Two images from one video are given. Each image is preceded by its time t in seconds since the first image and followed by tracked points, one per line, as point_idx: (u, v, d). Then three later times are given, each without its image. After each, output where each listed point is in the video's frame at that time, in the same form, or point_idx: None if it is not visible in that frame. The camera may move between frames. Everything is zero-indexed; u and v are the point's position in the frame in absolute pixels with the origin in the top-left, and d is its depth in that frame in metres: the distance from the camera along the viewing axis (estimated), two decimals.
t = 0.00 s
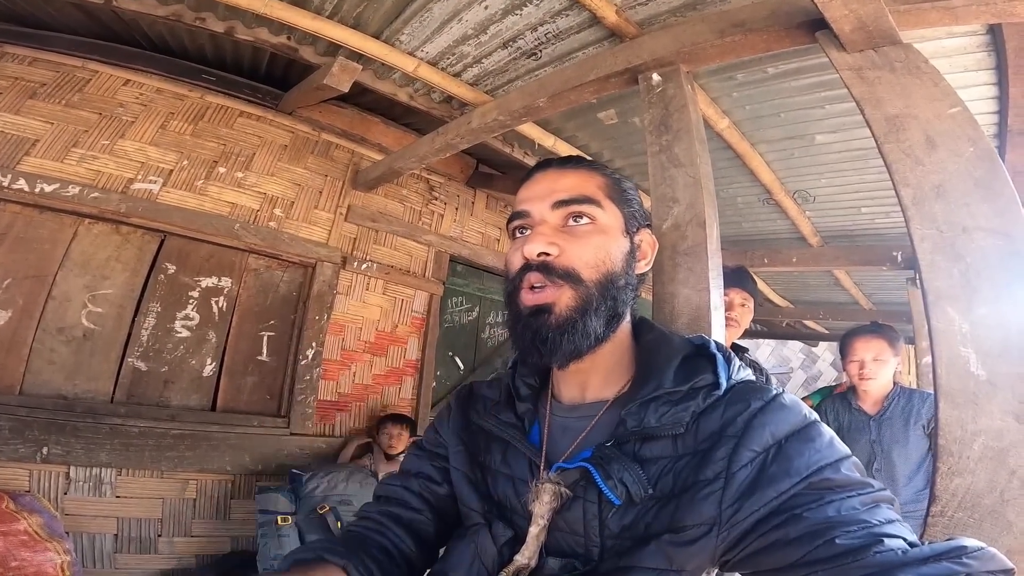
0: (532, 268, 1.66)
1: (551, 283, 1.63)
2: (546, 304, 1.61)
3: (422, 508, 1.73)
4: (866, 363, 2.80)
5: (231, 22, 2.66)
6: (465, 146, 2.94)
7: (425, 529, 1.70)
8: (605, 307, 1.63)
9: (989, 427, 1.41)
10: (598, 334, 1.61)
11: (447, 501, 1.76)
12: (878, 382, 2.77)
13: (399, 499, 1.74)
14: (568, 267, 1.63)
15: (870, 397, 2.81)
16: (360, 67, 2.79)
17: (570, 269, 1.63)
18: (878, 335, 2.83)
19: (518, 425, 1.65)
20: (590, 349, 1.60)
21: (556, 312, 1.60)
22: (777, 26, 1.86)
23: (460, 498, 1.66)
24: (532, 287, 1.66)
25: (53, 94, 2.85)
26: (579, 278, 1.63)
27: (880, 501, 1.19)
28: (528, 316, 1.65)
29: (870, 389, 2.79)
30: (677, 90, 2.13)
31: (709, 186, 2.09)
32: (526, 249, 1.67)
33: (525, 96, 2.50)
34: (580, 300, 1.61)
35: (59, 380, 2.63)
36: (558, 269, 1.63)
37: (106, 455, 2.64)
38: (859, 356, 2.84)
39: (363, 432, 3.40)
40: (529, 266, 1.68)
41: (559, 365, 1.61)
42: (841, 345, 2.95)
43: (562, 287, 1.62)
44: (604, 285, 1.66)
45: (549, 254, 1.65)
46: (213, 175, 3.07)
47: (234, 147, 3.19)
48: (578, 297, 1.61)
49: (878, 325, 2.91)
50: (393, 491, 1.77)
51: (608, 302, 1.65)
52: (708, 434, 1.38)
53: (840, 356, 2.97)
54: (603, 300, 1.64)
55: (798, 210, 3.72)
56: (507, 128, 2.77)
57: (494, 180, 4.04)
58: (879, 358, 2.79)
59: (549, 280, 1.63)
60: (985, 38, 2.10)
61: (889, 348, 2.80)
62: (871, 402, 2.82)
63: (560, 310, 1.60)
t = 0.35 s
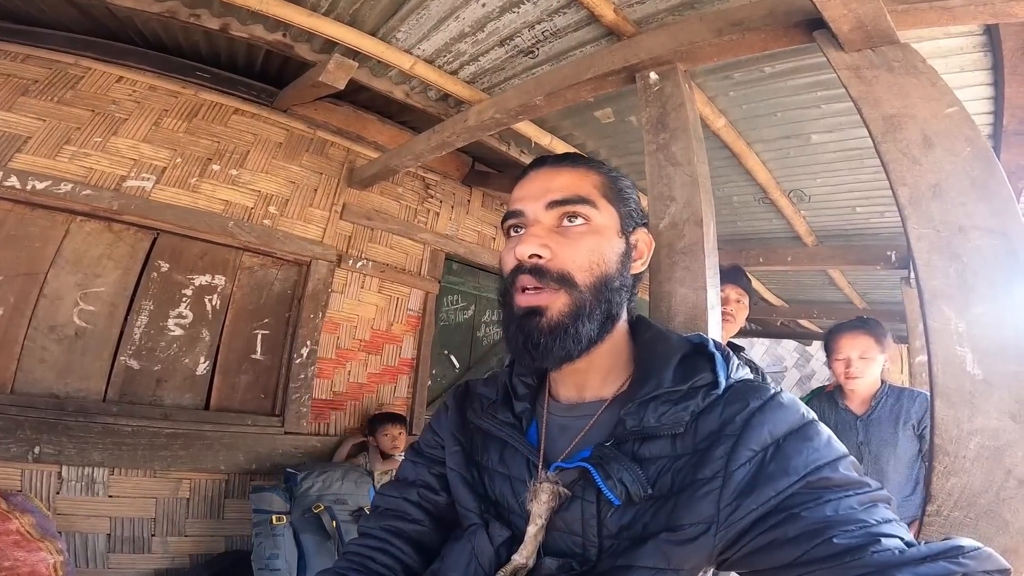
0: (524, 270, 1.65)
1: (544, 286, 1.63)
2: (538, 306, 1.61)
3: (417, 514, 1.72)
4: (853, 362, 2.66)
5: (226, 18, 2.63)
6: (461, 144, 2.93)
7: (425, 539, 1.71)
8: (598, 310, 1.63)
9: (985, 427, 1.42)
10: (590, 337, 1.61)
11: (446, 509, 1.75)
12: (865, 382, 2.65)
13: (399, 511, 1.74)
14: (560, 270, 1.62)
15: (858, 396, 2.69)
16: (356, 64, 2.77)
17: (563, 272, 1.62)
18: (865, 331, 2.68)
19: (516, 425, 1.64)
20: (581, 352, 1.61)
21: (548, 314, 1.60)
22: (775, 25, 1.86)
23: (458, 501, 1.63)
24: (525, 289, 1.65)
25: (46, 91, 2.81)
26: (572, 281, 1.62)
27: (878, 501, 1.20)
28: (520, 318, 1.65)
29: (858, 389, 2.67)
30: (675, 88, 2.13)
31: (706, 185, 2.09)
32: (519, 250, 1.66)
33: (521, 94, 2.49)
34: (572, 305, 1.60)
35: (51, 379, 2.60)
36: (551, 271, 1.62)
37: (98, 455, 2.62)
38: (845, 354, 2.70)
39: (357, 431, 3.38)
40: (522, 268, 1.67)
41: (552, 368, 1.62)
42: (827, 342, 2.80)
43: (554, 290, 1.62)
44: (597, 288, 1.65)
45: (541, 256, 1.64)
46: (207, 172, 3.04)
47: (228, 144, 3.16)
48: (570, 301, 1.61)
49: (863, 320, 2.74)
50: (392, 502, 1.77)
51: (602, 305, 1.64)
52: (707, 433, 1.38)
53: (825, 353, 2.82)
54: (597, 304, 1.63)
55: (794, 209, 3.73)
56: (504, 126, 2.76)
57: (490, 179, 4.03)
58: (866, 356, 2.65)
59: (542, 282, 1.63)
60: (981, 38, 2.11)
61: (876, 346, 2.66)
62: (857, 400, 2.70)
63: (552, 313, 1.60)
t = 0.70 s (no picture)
0: (530, 269, 1.65)
1: (551, 285, 1.63)
2: (546, 306, 1.61)
3: (412, 512, 1.72)
4: (838, 365, 2.57)
5: (234, 14, 2.63)
6: (465, 144, 2.93)
7: (421, 537, 1.71)
8: (604, 310, 1.63)
9: (984, 432, 1.42)
10: (596, 336, 1.61)
11: (443, 509, 1.75)
12: (851, 386, 2.57)
13: (396, 510, 1.74)
14: (566, 269, 1.62)
15: (843, 399, 2.61)
16: (362, 62, 2.77)
17: (569, 271, 1.62)
18: (850, 333, 2.57)
19: (515, 422, 1.63)
20: (587, 352, 1.61)
21: (555, 313, 1.60)
22: (783, 30, 1.86)
23: (454, 498, 1.62)
24: (531, 288, 1.65)
25: (52, 84, 2.81)
26: (578, 280, 1.62)
27: (877, 503, 1.20)
28: (526, 317, 1.65)
29: (843, 393, 2.59)
30: (680, 91, 2.14)
31: (710, 188, 2.09)
32: (525, 249, 1.66)
33: (527, 95, 2.49)
34: (579, 304, 1.60)
35: (48, 371, 2.59)
36: (557, 270, 1.62)
37: (92, 448, 2.60)
38: (828, 357, 2.60)
39: (353, 429, 3.37)
40: (527, 266, 1.67)
41: (557, 366, 1.62)
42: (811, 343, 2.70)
43: (561, 288, 1.62)
44: (602, 286, 1.65)
45: (547, 254, 1.64)
46: (210, 167, 3.04)
47: (232, 140, 3.16)
48: (576, 300, 1.61)
49: (849, 320, 2.63)
50: (388, 501, 1.76)
51: (607, 305, 1.64)
52: (707, 433, 1.38)
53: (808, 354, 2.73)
54: (602, 303, 1.63)
55: (795, 215, 3.74)
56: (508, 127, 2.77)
57: (492, 179, 4.03)
58: (850, 359, 2.56)
59: (549, 282, 1.63)
60: (988, 45, 2.11)
61: (859, 347, 2.57)
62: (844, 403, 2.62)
63: (559, 312, 1.60)
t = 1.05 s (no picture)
0: (533, 272, 1.65)
1: (554, 289, 1.62)
2: (549, 309, 1.60)
3: (414, 513, 1.72)
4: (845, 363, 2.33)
5: (234, 17, 2.63)
6: (467, 144, 2.92)
7: (422, 538, 1.71)
8: (607, 312, 1.63)
9: (989, 434, 1.41)
10: (599, 337, 1.61)
11: (444, 509, 1.75)
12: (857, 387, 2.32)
13: (396, 510, 1.74)
14: (568, 270, 1.62)
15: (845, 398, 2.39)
16: (363, 63, 2.77)
17: (571, 273, 1.62)
18: (858, 327, 2.36)
19: (515, 422, 1.63)
20: (590, 353, 1.60)
21: (558, 315, 1.60)
22: (784, 28, 1.84)
23: (454, 499, 1.63)
24: (534, 291, 1.65)
25: (56, 88, 2.82)
26: (580, 282, 1.62)
27: (880, 505, 1.19)
28: (528, 319, 1.64)
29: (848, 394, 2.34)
30: (681, 90, 2.12)
31: (713, 187, 2.07)
32: (526, 252, 1.65)
33: (528, 94, 2.48)
34: (582, 306, 1.60)
35: (55, 374, 2.62)
36: (560, 273, 1.62)
37: (101, 450, 2.63)
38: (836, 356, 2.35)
39: (359, 429, 3.38)
40: (529, 269, 1.67)
41: (559, 368, 1.61)
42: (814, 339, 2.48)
43: (563, 290, 1.62)
44: (605, 288, 1.64)
45: (549, 257, 1.63)
46: (213, 169, 3.05)
47: (235, 142, 3.17)
48: (579, 301, 1.60)
49: (858, 314, 2.41)
50: (390, 502, 1.76)
51: (610, 307, 1.64)
52: (708, 435, 1.37)
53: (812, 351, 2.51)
54: (605, 304, 1.63)
55: (800, 212, 3.71)
56: (509, 127, 2.76)
57: (495, 178, 4.02)
58: (859, 357, 2.31)
59: (552, 285, 1.62)
60: (993, 41, 2.09)
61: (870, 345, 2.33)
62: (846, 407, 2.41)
63: (562, 314, 1.59)
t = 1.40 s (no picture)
0: (532, 269, 1.65)
1: (552, 284, 1.62)
2: (548, 304, 1.60)
3: (414, 512, 1.72)
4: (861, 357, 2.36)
5: (233, 15, 2.63)
6: (466, 142, 2.92)
7: (423, 537, 1.71)
8: (606, 308, 1.63)
9: (988, 432, 1.41)
10: (598, 334, 1.61)
11: (444, 508, 1.75)
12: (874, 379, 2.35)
13: (397, 508, 1.75)
14: (568, 267, 1.62)
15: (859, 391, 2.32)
16: (362, 62, 2.77)
17: (570, 270, 1.62)
18: (875, 319, 2.37)
19: (515, 421, 1.63)
20: (588, 349, 1.60)
21: (557, 311, 1.59)
22: (783, 26, 1.84)
23: (454, 497, 1.63)
24: (533, 288, 1.64)
25: (55, 87, 2.82)
26: (580, 278, 1.62)
27: (879, 503, 1.19)
28: (527, 315, 1.64)
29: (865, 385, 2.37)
30: (681, 88, 2.12)
31: (712, 185, 2.07)
32: (525, 249, 1.65)
33: (527, 93, 2.48)
34: (581, 301, 1.60)
35: (57, 373, 2.62)
36: (559, 269, 1.62)
37: (102, 448, 2.63)
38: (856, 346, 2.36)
39: (360, 427, 3.39)
40: (529, 266, 1.66)
41: (558, 364, 1.61)
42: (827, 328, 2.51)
43: (562, 286, 1.61)
44: (603, 284, 1.65)
45: (548, 254, 1.63)
46: (213, 168, 3.05)
47: (234, 141, 3.17)
48: (578, 297, 1.60)
49: (875, 303, 2.43)
50: (390, 500, 1.77)
51: (608, 303, 1.64)
52: (707, 433, 1.38)
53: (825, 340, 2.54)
54: (604, 301, 1.63)
55: (800, 210, 3.71)
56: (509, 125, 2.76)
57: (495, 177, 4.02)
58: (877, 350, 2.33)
59: (550, 281, 1.62)
60: (992, 40, 2.08)
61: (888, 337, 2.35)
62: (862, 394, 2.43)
63: (561, 310, 1.59)
